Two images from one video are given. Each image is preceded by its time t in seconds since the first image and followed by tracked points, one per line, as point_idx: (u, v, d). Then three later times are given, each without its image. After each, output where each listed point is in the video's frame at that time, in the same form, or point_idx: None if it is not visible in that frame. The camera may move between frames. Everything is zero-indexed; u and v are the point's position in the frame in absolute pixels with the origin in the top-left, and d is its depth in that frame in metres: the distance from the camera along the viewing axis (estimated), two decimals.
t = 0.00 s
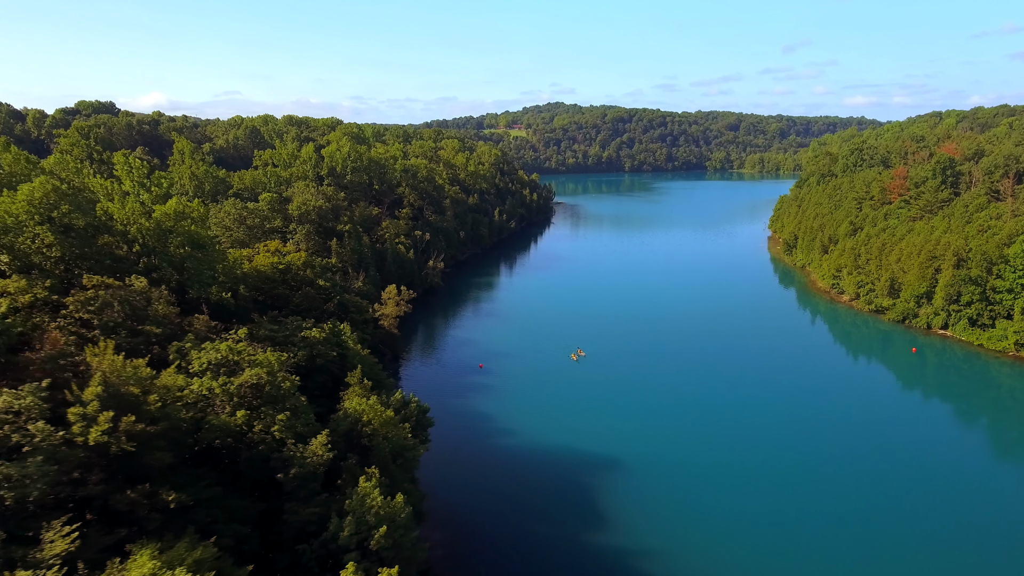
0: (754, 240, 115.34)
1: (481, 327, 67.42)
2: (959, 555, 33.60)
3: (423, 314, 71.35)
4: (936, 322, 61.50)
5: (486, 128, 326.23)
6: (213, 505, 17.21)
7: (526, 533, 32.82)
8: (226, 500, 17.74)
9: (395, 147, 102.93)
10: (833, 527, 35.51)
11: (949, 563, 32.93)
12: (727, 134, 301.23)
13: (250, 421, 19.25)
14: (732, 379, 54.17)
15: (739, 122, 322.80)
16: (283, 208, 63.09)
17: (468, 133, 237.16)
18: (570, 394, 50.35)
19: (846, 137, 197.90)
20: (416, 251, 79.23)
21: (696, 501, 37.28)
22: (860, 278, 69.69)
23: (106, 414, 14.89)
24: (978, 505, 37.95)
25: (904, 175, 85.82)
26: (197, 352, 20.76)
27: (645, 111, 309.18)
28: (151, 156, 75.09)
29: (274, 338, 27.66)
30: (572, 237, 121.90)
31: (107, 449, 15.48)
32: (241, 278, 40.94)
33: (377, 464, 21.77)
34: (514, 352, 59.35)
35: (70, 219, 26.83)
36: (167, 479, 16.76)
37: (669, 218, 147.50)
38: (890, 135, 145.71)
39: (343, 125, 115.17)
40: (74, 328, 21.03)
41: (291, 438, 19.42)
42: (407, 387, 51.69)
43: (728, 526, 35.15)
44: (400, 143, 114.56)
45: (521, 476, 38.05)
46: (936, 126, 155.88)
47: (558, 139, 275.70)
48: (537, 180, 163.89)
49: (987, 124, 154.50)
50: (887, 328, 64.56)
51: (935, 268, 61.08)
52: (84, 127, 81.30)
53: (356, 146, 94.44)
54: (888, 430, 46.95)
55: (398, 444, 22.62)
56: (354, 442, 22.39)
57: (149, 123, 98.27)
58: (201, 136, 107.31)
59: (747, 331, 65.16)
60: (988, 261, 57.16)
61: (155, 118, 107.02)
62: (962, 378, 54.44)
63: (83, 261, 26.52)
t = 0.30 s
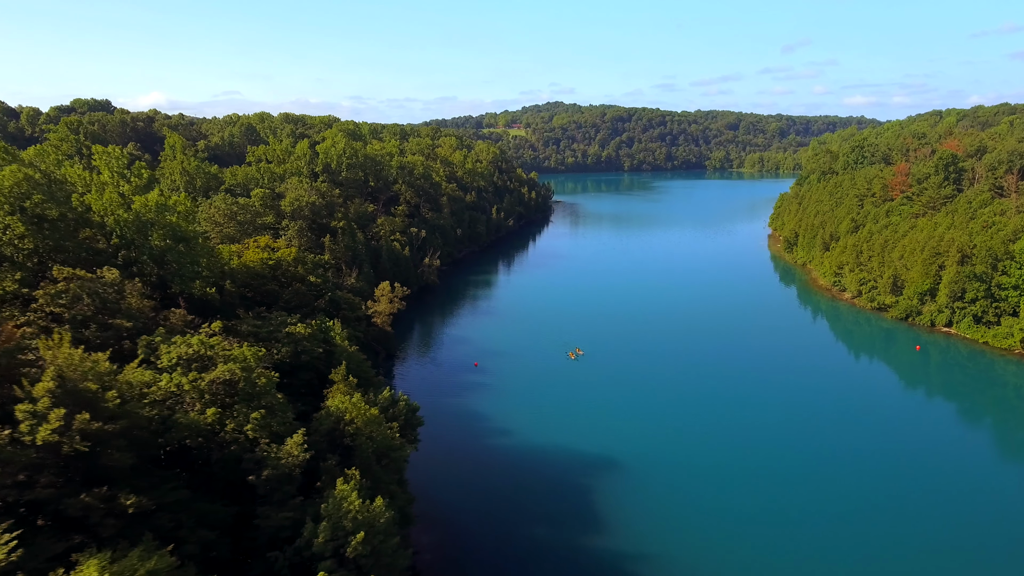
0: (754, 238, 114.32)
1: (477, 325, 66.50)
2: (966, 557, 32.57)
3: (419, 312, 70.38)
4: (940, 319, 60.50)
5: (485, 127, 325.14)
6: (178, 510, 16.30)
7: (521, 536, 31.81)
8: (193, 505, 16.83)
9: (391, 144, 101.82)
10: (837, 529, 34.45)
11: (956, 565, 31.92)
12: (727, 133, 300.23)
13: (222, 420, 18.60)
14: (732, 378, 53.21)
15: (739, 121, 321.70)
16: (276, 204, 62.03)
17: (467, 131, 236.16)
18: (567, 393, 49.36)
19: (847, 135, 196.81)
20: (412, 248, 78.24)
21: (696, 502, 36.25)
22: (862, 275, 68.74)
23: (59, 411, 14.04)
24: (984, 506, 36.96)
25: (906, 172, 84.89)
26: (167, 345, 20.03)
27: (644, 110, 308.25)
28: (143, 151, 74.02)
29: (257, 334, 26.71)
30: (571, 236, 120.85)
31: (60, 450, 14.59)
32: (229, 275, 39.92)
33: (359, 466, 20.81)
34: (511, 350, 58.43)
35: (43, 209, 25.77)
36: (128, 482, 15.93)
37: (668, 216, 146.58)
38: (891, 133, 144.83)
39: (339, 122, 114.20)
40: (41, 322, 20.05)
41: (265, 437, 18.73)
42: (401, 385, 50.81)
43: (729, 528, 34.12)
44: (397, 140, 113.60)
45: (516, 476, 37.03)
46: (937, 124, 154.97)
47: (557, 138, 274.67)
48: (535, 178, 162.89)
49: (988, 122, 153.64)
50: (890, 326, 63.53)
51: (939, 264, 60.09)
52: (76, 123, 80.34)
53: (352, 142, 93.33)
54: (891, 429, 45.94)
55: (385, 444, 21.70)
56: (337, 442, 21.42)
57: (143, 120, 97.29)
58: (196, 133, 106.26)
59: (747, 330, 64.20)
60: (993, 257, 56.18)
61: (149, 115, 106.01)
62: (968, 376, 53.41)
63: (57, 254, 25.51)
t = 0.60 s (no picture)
0: (755, 237, 113.22)
1: (473, 323, 65.53)
2: (973, 559, 31.58)
3: (414, 310, 69.28)
4: (944, 316, 59.45)
5: (484, 126, 324.00)
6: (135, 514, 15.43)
7: (514, 538, 30.71)
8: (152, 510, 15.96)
9: (387, 141, 100.69)
10: (841, 530, 33.40)
11: (963, 568, 30.90)
12: (726, 132, 299.16)
13: (188, 417, 17.82)
14: (731, 377, 52.22)
15: (739, 121, 320.59)
16: (267, 199, 60.89)
17: (466, 130, 235.04)
18: (562, 392, 48.30)
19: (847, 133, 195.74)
20: (407, 245, 77.20)
21: (694, 503, 35.20)
22: (864, 272, 67.70)
23: None
24: (991, 506, 35.94)
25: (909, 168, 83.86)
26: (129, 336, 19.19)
27: (643, 109, 307.19)
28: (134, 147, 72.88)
29: (236, 330, 25.66)
30: (569, 234, 119.78)
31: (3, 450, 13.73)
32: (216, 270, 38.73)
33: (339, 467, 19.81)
34: (506, 349, 57.49)
35: (13, 198, 24.79)
36: (81, 484, 15.12)
37: (668, 215, 145.48)
38: (892, 130, 143.81)
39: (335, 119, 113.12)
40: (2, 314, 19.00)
41: (233, 436, 17.84)
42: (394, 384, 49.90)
43: (728, 530, 33.07)
44: (393, 137, 112.53)
45: (508, 477, 35.94)
46: (938, 122, 153.99)
47: (556, 137, 273.48)
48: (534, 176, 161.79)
49: (989, 120, 152.65)
50: (893, 324, 62.44)
51: (943, 261, 59.08)
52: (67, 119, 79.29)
53: (347, 138, 92.20)
54: (894, 428, 44.90)
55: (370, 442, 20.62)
56: (316, 441, 20.42)
57: (136, 116, 96.20)
58: (191, 130, 105.17)
59: (748, 330, 63.16)
60: (999, 253, 55.16)
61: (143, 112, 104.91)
62: (973, 374, 52.37)
63: (28, 245, 24.51)
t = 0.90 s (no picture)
0: (754, 235, 112.15)
1: (468, 321, 64.46)
2: (980, 564, 30.49)
3: (409, 307, 68.16)
4: (949, 313, 58.38)
5: (483, 126, 322.75)
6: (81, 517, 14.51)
7: (504, 543, 29.59)
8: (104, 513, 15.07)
9: (383, 137, 99.59)
10: (842, 534, 32.29)
11: (966, 571, 29.89)
12: (726, 132, 298.12)
13: (148, 414, 17.03)
14: (731, 376, 51.14)
15: (738, 120, 319.48)
16: (258, 194, 59.74)
17: (464, 130, 233.65)
18: (558, 391, 47.19)
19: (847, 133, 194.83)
20: (402, 242, 76.10)
21: (691, 505, 34.09)
22: (866, 269, 66.61)
23: None
24: (998, 508, 34.81)
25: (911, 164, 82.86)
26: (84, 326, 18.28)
27: (642, 108, 306.35)
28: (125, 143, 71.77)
29: (214, 324, 24.63)
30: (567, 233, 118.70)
31: None
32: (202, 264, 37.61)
33: (311, 468, 18.66)
34: (501, 347, 56.51)
35: None
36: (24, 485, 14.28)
37: (667, 214, 144.32)
38: (892, 128, 142.88)
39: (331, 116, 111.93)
40: None
41: (195, 434, 17.00)
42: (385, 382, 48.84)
43: (726, 533, 31.96)
44: (390, 134, 111.38)
45: (500, 478, 34.82)
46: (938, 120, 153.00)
47: (555, 136, 272.36)
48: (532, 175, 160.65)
49: (990, 118, 151.75)
50: (896, 322, 61.29)
51: (947, 257, 58.02)
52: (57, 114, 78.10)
53: (342, 135, 91.04)
54: (897, 428, 43.79)
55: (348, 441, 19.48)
56: (290, 439, 19.36)
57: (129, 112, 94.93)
58: (184, 127, 103.92)
59: (748, 328, 62.07)
60: (1005, 248, 54.05)
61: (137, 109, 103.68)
62: (979, 372, 51.25)
63: None
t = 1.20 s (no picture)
0: (755, 234, 111.01)
1: (463, 319, 63.34)
2: (987, 570, 29.36)
3: (403, 305, 67.00)
4: (954, 311, 57.24)
5: (482, 125, 321.48)
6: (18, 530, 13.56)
7: (494, 548, 28.41)
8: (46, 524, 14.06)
9: (379, 134, 98.41)
10: (845, 539, 31.14)
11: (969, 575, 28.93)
12: (725, 131, 296.96)
13: (99, 414, 16.08)
14: (730, 375, 50.02)
15: (738, 119, 318.22)
16: (249, 189, 58.53)
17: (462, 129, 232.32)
18: (552, 391, 46.02)
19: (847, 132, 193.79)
20: (397, 239, 74.95)
21: (689, 508, 32.94)
22: (868, 266, 65.48)
23: None
24: (1006, 511, 33.66)
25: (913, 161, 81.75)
26: (37, 318, 17.27)
27: (642, 108, 305.25)
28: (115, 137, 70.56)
29: (189, 319, 23.48)
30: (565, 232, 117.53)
31: None
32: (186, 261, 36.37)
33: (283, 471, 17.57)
34: (497, 345, 55.42)
35: None
36: None
37: (666, 213, 143.09)
38: (893, 126, 141.75)
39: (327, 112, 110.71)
40: None
41: (149, 436, 15.94)
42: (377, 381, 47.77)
43: (724, 537, 30.81)
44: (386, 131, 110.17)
45: (491, 480, 33.64)
46: (940, 118, 152.01)
47: (554, 135, 270.98)
48: (530, 173, 159.40)
49: (992, 116, 150.56)
50: (900, 320, 60.10)
51: (952, 254, 56.91)
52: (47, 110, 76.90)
53: (337, 131, 89.85)
54: (901, 428, 42.62)
55: (323, 443, 18.37)
56: (262, 440, 18.28)
57: (121, 109, 93.66)
58: (178, 124, 102.70)
59: (748, 327, 60.95)
60: (1011, 244, 52.93)
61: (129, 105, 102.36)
62: (985, 371, 50.13)
63: None
